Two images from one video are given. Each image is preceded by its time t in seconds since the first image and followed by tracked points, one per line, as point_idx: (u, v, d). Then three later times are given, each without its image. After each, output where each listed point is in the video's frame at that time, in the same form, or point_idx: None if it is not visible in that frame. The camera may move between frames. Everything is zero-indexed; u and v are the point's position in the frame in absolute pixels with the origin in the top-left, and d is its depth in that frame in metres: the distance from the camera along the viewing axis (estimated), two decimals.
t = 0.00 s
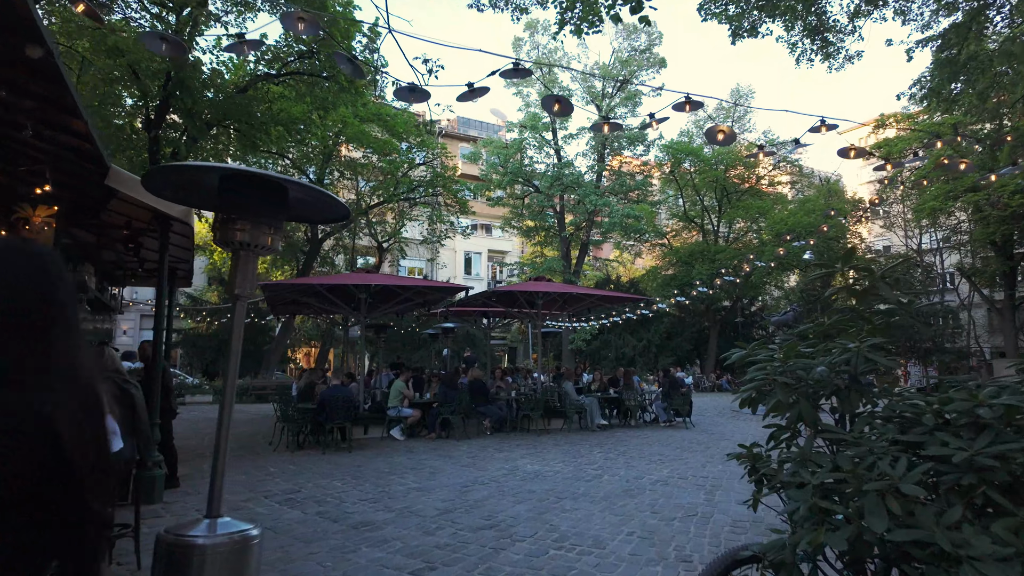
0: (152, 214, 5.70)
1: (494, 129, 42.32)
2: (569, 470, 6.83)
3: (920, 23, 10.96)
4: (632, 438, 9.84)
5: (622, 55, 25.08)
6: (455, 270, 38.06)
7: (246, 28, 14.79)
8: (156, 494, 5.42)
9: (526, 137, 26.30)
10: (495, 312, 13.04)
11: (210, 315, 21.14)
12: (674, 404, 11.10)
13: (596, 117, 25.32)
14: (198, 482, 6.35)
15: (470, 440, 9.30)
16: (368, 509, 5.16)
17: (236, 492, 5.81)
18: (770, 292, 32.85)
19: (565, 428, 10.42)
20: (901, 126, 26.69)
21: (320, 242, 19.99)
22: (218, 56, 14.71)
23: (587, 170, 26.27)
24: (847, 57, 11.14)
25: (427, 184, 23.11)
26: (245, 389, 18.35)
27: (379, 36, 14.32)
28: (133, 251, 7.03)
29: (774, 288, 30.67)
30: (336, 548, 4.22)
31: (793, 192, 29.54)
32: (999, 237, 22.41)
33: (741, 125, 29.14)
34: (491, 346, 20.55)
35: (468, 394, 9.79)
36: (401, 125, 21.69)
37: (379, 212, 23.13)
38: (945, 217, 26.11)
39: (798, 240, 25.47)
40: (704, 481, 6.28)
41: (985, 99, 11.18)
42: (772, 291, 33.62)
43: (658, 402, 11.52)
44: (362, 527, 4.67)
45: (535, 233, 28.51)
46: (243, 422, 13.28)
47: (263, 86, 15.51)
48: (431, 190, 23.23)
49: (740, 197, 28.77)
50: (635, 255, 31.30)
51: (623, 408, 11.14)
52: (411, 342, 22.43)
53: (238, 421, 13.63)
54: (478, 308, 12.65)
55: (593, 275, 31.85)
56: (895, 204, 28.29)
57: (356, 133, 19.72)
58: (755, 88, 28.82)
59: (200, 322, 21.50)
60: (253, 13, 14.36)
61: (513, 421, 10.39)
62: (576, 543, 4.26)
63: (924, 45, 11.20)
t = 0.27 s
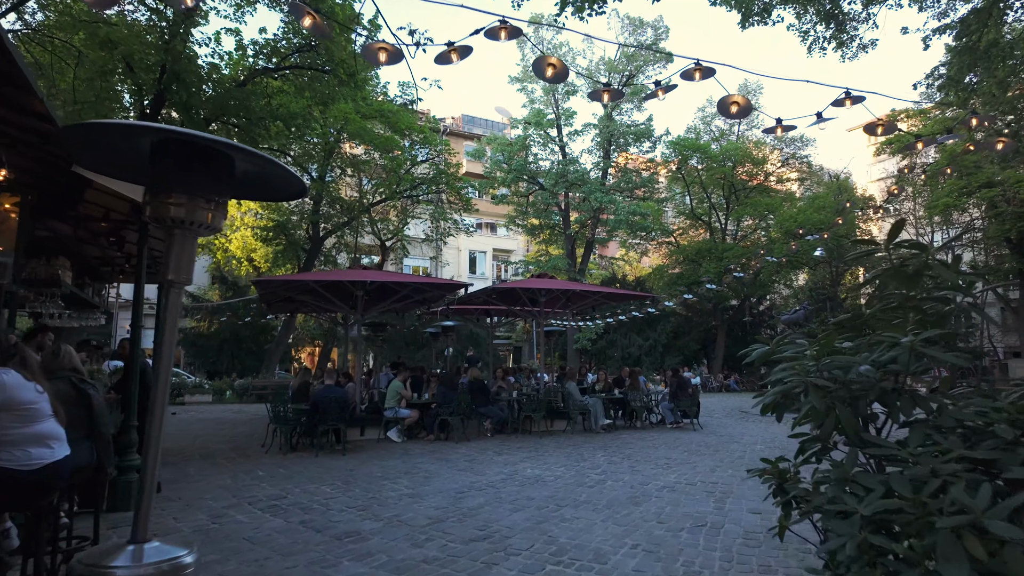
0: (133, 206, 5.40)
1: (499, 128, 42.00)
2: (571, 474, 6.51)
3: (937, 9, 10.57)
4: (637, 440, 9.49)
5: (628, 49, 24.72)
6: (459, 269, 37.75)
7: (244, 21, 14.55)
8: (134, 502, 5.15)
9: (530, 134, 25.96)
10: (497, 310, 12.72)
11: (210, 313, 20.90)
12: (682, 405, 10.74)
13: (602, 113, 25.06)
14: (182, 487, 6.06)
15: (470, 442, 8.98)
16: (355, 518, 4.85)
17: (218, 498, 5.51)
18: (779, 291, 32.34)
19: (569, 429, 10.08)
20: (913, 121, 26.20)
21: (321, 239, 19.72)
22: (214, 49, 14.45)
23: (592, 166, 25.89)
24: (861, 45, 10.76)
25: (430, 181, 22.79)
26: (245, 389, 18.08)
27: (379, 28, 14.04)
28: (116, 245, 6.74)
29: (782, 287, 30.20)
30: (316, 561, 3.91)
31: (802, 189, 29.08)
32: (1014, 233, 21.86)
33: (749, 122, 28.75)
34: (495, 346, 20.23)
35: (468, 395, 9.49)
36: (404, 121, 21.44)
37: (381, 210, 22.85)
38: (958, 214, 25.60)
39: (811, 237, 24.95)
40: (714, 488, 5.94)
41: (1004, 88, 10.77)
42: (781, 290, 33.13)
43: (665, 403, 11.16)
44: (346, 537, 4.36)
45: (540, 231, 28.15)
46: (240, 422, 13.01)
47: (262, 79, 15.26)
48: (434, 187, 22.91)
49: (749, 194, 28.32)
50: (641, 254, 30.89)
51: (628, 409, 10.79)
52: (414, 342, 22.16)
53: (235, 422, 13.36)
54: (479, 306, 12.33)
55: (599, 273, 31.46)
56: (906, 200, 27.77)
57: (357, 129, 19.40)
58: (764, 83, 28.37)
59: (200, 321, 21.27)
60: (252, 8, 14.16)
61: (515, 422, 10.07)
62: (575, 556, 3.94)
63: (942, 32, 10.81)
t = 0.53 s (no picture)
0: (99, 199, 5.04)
1: (500, 127, 41.73)
2: (567, 482, 6.19)
3: None
4: (638, 445, 9.17)
5: (629, 46, 24.41)
6: (459, 269, 37.47)
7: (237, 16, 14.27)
8: (100, 512, 4.81)
9: (530, 132, 25.67)
10: (494, 310, 12.41)
11: (205, 314, 20.62)
12: (683, 408, 10.41)
13: (602, 110, 24.79)
14: (156, 496, 5.75)
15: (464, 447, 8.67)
16: (334, 532, 4.53)
17: (192, 509, 5.20)
18: (782, 291, 31.98)
19: (567, 433, 9.76)
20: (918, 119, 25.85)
21: (317, 238, 19.43)
22: (207, 45, 14.23)
23: (593, 165, 25.55)
24: (868, 36, 10.45)
25: (429, 179, 22.35)
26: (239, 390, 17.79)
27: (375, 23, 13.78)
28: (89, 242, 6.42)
29: (785, 286, 29.88)
30: None
31: (805, 188, 28.78)
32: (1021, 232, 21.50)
33: (751, 119, 28.44)
34: (493, 346, 19.93)
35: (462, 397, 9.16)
36: (401, 119, 21.18)
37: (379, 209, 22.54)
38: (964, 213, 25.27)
39: (814, 235, 24.65)
40: (718, 498, 5.62)
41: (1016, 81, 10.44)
42: (784, 290, 32.78)
43: (667, 405, 10.82)
44: (323, 554, 4.04)
45: (540, 230, 27.87)
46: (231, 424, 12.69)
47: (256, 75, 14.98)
48: (432, 185, 22.46)
49: (751, 193, 27.97)
50: (642, 253, 30.58)
51: (629, 411, 10.44)
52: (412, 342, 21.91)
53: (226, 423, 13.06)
54: (476, 306, 12.02)
55: (600, 274, 31.13)
56: (910, 199, 27.45)
57: (353, 126, 19.11)
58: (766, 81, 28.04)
59: (195, 322, 20.98)
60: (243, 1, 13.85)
61: (511, 425, 9.74)
62: None
63: (951, 23, 10.51)
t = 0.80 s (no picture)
0: (66, 189, 4.78)
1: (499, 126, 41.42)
2: (563, 488, 5.89)
3: None
4: (638, 447, 8.87)
5: (629, 42, 24.12)
6: (459, 269, 37.17)
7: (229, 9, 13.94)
8: (62, 522, 4.53)
9: (529, 129, 25.38)
10: (491, 309, 12.12)
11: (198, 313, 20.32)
12: (685, 409, 10.10)
13: (601, 108, 24.48)
14: (131, 502, 5.46)
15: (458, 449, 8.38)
16: (313, 542, 4.24)
17: (166, 516, 4.90)
18: (783, 291, 31.68)
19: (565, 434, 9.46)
20: (922, 116, 25.55)
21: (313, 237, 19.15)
22: (197, 39, 13.94)
23: (593, 163, 25.23)
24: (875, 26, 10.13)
25: (426, 177, 22.01)
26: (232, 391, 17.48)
27: (369, 16, 13.48)
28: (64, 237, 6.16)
29: (787, 286, 29.57)
30: None
31: (807, 187, 28.46)
32: None
33: (753, 117, 28.12)
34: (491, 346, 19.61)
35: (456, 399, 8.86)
36: (398, 116, 20.87)
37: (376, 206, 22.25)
38: (968, 211, 24.97)
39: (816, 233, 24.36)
40: (722, 504, 5.32)
41: None
42: (785, 290, 32.48)
43: (668, 406, 10.51)
44: (297, 567, 3.74)
45: (539, 229, 27.56)
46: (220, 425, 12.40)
47: (248, 69, 14.70)
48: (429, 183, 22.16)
49: (753, 192, 27.66)
50: (643, 253, 30.27)
51: (629, 413, 10.13)
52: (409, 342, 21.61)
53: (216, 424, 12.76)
54: (472, 305, 11.73)
55: (600, 273, 30.83)
56: (913, 198, 27.15)
57: (348, 122, 18.80)
58: (768, 78, 27.72)
59: (190, 321, 20.70)
60: None
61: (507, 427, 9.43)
62: None
63: (960, 13, 10.21)
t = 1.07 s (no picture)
0: (30, 181, 4.51)
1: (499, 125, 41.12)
2: (560, 497, 5.58)
3: None
4: (639, 451, 8.56)
5: (629, 39, 23.83)
6: (458, 268, 36.88)
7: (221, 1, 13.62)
8: (23, 536, 4.21)
9: (529, 127, 25.09)
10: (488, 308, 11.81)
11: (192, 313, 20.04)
12: (687, 412, 9.79)
13: (602, 105, 24.17)
14: (102, 512, 5.15)
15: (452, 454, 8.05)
16: (288, 560, 3.93)
17: (136, 530, 4.59)
18: (785, 290, 31.35)
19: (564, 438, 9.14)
20: (926, 114, 25.24)
21: (309, 235, 18.86)
22: (189, 33, 13.70)
23: (592, 161, 24.94)
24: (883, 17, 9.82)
25: (423, 175, 21.64)
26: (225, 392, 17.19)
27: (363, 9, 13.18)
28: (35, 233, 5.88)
29: (789, 285, 29.25)
30: None
31: (809, 186, 28.15)
32: None
33: (755, 115, 27.79)
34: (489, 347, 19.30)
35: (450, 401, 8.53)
36: (396, 113, 20.57)
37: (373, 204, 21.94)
38: (973, 210, 24.64)
39: (819, 232, 24.06)
40: (729, 516, 5.00)
41: None
42: (787, 290, 32.15)
43: (670, 409, 10.18)
44: None
45: (539, 228, 27.27)
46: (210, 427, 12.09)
47: (241, 64, 14.43)
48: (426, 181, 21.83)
49: (755, 190, 27.33)
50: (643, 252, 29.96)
51: (630, 415, 9.80)
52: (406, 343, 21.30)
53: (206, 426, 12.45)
54: (468, 304, 11.44)
55: (600, 272, 30.49)
56: (917, 197, 26.82)
57: (343, 118, 18.51)
58: (771, 76, 27.40)
59: (183, 320, 20.39)
60: None
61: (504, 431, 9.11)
62: None
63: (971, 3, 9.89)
